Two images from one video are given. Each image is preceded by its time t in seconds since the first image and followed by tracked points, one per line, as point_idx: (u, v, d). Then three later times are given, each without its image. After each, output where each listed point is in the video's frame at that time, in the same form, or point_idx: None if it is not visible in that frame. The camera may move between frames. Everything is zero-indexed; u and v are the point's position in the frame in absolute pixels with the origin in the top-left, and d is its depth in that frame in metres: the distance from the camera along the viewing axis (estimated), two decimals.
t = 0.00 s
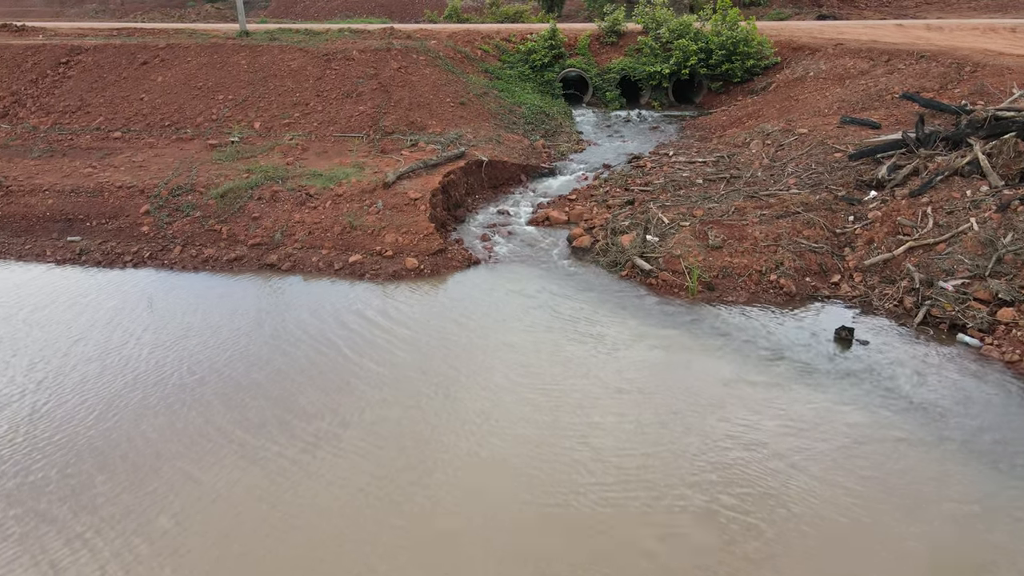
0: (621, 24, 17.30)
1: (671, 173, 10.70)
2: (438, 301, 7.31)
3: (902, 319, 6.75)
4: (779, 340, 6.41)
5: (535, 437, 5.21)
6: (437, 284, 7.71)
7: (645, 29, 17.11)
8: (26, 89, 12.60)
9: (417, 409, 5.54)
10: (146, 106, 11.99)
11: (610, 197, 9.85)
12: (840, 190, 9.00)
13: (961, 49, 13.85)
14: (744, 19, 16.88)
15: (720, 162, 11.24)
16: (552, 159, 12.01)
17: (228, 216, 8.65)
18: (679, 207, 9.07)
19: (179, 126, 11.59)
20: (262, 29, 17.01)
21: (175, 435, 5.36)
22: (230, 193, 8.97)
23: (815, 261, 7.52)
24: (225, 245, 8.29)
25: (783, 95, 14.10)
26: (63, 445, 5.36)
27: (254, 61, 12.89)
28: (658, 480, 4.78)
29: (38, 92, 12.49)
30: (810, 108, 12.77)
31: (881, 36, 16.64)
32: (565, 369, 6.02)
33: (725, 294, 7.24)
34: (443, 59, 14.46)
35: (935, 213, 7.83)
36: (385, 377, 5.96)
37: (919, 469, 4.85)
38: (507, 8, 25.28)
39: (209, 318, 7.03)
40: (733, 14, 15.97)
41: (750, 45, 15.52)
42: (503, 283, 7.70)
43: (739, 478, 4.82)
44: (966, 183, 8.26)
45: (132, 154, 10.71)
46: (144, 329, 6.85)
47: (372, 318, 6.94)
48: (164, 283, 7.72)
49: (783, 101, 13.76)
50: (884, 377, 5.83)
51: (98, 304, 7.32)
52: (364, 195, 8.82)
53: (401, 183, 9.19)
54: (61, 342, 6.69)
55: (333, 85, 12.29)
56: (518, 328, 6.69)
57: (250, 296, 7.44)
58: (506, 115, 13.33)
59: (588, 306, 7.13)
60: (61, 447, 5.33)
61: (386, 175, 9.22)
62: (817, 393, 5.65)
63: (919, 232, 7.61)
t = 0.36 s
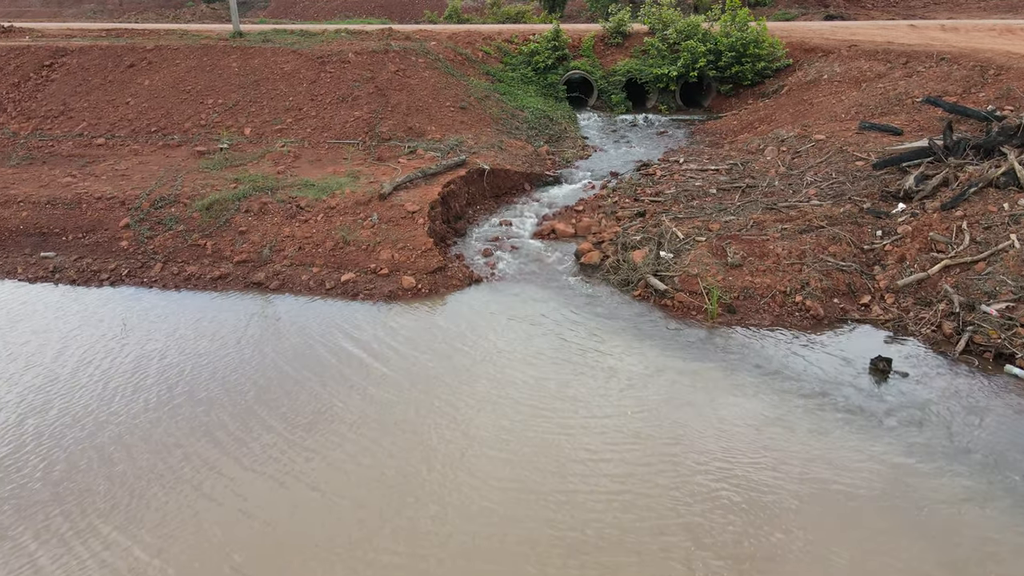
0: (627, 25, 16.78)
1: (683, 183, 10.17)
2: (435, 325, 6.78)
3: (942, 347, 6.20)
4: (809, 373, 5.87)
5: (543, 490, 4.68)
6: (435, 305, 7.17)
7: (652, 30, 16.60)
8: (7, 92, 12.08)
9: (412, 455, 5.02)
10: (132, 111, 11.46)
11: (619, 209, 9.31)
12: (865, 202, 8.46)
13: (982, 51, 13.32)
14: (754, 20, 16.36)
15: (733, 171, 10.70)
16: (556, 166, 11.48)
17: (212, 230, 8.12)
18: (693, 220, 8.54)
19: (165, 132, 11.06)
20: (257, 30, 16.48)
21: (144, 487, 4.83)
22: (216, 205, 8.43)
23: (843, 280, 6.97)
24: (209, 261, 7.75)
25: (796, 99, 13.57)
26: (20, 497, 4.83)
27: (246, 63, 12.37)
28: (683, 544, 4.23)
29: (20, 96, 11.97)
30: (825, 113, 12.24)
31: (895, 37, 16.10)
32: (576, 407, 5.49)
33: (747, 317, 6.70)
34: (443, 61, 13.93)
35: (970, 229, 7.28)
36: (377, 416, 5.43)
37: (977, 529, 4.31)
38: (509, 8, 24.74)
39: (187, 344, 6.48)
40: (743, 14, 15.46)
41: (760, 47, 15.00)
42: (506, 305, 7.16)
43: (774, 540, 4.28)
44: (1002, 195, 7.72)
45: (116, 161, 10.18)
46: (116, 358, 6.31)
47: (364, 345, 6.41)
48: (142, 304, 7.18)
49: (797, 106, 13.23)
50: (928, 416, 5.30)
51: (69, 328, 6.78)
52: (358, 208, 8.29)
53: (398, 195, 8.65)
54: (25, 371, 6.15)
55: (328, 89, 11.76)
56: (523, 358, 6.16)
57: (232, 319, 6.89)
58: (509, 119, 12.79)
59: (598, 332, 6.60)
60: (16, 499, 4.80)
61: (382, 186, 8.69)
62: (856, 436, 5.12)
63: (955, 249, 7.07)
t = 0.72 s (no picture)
0: (632, 25, 16.26)
1: (695, 192, 9.64)
2: (427, 350, 6.28)
3: (987, 378, 5.66)
4: (846, 409, 5.34)
5: (543, 548, 4.13)
6: (434, 328, 6.65)
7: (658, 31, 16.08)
8: None
9: (396, 500, 4.50)
10: (117, 116, 10.93)
11: (629, 220, 8.78)
12: (892, 214, 7.93)
13: (1004, 52, 12.79)
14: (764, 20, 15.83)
15: (748, 179, 10.18)
16: (561, 173, 10.95)
17: (195, 245, 7.59)
18: (708, 234, 8.02)
19: (150, 138, 10.52)
20: (251, 31, 15.95)
21: (102, 542, 4.31)
22: (200, 217, 7.90)
23: (875, 302, 6.44)
24: (191, 279, 7.20)
25: (810, 103, 13.05)
26: None
27: (236, 65, 11.84)
28: None
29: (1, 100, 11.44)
30: (842, 118, 11.71)
31: (910, 38, 15.57)
32: (589, 449, 4.96)
33: (773, 344, 6.16)
34: (442, 64, 13.41)
35: (1011, 245, 6.74)
36: (360, 454, 4.93)
37: None
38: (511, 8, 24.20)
39: (160, 373, 5.96)
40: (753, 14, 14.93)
41: (772, 48, 14.47)
42: (510, 328, 6.63)
43: None
44: None
45: (97, 169, 9.65)
46: (82, 390, 5.78)
47: (349, 373, 5.92)
48: (113, 327, 6.64)
49: (811, 110, 12.70)
50: (981, 462, 4.76)
51: (33, 354, 6.25)
52: (351, 221, 7.78)
53: (394, 207, 8.14)
54: None
55: (322, 93, 11.23)
56: (529, 390, 5.63)
57: (210, 343, 6.37)
58: (511, 124, 12.27)
59: (611, 360, 6.08)
60: None
61: (377, 197, 8.16)
62: (901, 486, 4.59)
63: (996, 268, 6.53)
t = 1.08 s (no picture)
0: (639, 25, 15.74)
1: (708, 202, 9.13)
2: (415, 376, 5.80)
3: None
4: (886, 450, 4.82)
5: None
6: (430, 354, 6.13)
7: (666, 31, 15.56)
8: None
9: (371, 560, 4.05)
10: (99, 120, 10.41)
11: (639, 233, 8.26)
12: (922, 227, 7.39)
13: None
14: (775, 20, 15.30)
15: (763, 187, 9.65)
16: (566, 181, 10.43)
17: (174, 260, 7.07)
18: (725, 249, 7.49)
19: (134, 143, 10.02)
20: (244, 31, 15.43)
21: None
22: (182, 230, 7.39)
23: (911, 327, 5.90)
24: (169, 298, 6.69)
25: (824, 106, 12.53)
26: None
27: (227, 67, 11.33)
28: None
29: None
30: (859, 122, 11.19)
31: (926, 39, 15.05)
32: (602, 499, 4.44)
33: (801, 372, 5.63)
34: (442, 65, 12.90)
35: None
36: (335, 501, 4.47)
37: None
38: (512, 8, 23.67)
39: (127, 404, 5.48)
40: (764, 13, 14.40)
41: (783, 49, 13.94)
42: (513, 354, 6.11)
43: None
44: None
45: (76, 176, 9.13)
46: (39, 425, 5.30)
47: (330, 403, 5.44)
48: (79, 352, 6.14)
49: (826, 113, 12.18)
50: None
51: None
52: (342, 235, 7.26)
53: (389, 219, 7.63)
54: None
55: (316, 95, 10.72)
56: (534, 427, 5.12)
57: (183, 369, 5.89)
58: (513, 128, 11.75)
59: (624, 392, 5.55)
60: None
61: (371, 208, 7.65)
62: (955, 546, 4.06)
63: None
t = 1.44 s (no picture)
0: (644, 25, 15.27)
1: (721, 212, 8.66)
2: (403, 405, 5.36)
3: None
4: (934, 500, 4.33)
5: None
6: (426, 381, 5.66)
7: (672, 32, 15.09)
8: None
9: None
10: (81, 125, 9.92)
11: (650, 246, 7.79)
12: (953, 241, 6.91)
13: None
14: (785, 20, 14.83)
15: (779, 196, 9.16)
16: (570, 188, 9.97)
17: (152, 277, 6.59)
18: (742, 264, 7.02)
19: (117, 149, 9.53)
20: (236, 32, 14.95)
21: None
22: (162, 244, 6.91)
23: (950, 353, 5.43)
24: (146, 320, 6.21)
25: (838, 110, 12.06)
26: None
27: (216, 69, 10.85)
28: None
29: None
30: (877, 127, 10.71)
31: (941, 39, 14.56)
32: (618, 557, 3.97)
33: (833, 405, 5.15)
34: (441, 66, 12.42)
35: None
36: (307, 550, 4.05)
37: None
38: (513, 8, 23.17)
39: (91, 439, 5.03)
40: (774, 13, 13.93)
41: (794, 50, 13.47)
42: (516, 382, 5.63)
43: None
44: None
45: (54, 185, 8.65)
46: None
47: (309, 436, 5.01)
48: (45, 377, 5.69)
49: (840, 117, 11.70)
50: None
51: None
52: (333, 250, 6.79)
53: (383, 232, 7.15)
54: None
55: (309, 99, 10.24)
56: (539, 470, 4.64)
57: (156, 398, 5.45)
58: (515, 133, 11.27)
59: (638, 428, 5.08)
60: None
61: (364, 221, 7.17)
62: None
63: None
